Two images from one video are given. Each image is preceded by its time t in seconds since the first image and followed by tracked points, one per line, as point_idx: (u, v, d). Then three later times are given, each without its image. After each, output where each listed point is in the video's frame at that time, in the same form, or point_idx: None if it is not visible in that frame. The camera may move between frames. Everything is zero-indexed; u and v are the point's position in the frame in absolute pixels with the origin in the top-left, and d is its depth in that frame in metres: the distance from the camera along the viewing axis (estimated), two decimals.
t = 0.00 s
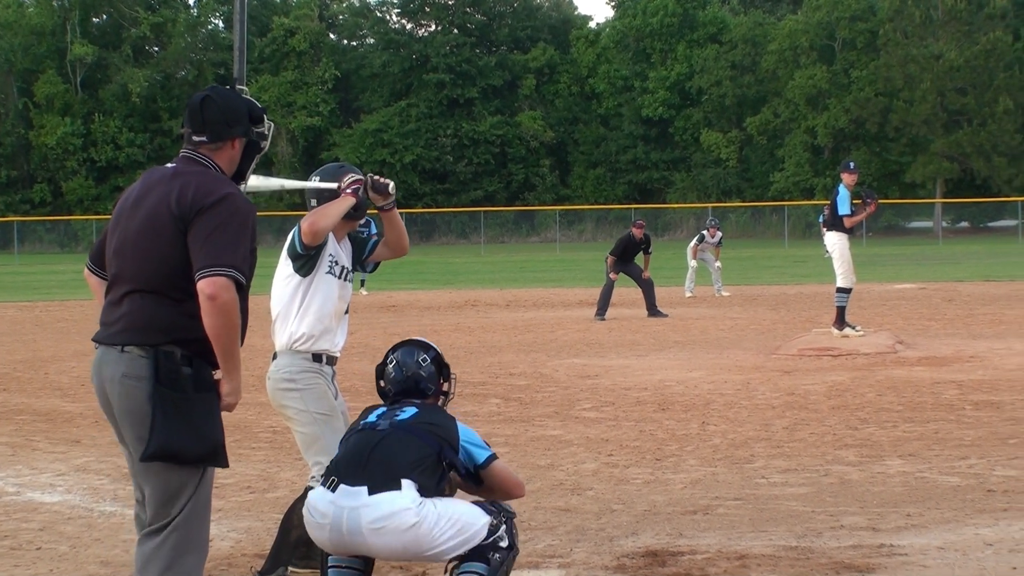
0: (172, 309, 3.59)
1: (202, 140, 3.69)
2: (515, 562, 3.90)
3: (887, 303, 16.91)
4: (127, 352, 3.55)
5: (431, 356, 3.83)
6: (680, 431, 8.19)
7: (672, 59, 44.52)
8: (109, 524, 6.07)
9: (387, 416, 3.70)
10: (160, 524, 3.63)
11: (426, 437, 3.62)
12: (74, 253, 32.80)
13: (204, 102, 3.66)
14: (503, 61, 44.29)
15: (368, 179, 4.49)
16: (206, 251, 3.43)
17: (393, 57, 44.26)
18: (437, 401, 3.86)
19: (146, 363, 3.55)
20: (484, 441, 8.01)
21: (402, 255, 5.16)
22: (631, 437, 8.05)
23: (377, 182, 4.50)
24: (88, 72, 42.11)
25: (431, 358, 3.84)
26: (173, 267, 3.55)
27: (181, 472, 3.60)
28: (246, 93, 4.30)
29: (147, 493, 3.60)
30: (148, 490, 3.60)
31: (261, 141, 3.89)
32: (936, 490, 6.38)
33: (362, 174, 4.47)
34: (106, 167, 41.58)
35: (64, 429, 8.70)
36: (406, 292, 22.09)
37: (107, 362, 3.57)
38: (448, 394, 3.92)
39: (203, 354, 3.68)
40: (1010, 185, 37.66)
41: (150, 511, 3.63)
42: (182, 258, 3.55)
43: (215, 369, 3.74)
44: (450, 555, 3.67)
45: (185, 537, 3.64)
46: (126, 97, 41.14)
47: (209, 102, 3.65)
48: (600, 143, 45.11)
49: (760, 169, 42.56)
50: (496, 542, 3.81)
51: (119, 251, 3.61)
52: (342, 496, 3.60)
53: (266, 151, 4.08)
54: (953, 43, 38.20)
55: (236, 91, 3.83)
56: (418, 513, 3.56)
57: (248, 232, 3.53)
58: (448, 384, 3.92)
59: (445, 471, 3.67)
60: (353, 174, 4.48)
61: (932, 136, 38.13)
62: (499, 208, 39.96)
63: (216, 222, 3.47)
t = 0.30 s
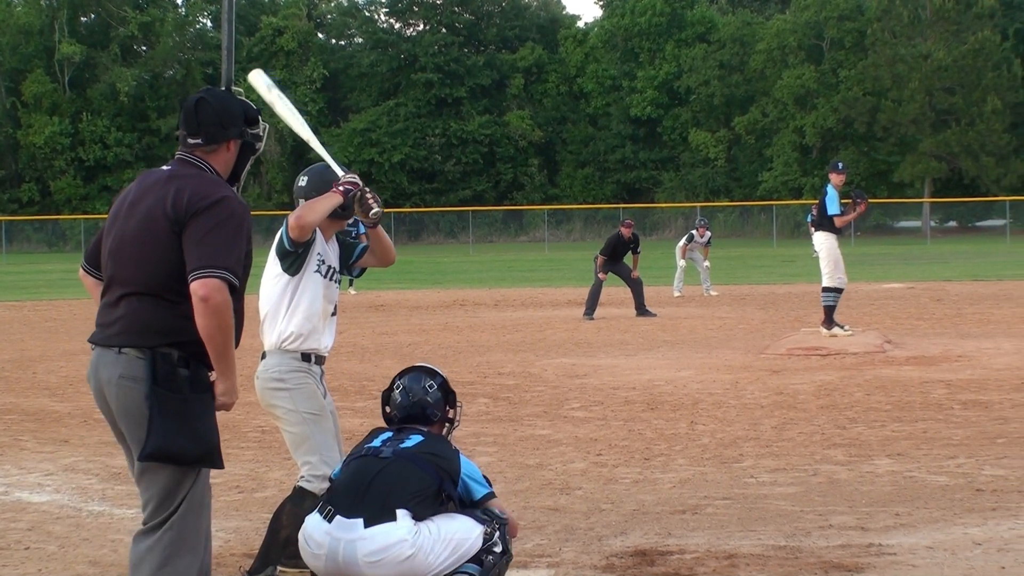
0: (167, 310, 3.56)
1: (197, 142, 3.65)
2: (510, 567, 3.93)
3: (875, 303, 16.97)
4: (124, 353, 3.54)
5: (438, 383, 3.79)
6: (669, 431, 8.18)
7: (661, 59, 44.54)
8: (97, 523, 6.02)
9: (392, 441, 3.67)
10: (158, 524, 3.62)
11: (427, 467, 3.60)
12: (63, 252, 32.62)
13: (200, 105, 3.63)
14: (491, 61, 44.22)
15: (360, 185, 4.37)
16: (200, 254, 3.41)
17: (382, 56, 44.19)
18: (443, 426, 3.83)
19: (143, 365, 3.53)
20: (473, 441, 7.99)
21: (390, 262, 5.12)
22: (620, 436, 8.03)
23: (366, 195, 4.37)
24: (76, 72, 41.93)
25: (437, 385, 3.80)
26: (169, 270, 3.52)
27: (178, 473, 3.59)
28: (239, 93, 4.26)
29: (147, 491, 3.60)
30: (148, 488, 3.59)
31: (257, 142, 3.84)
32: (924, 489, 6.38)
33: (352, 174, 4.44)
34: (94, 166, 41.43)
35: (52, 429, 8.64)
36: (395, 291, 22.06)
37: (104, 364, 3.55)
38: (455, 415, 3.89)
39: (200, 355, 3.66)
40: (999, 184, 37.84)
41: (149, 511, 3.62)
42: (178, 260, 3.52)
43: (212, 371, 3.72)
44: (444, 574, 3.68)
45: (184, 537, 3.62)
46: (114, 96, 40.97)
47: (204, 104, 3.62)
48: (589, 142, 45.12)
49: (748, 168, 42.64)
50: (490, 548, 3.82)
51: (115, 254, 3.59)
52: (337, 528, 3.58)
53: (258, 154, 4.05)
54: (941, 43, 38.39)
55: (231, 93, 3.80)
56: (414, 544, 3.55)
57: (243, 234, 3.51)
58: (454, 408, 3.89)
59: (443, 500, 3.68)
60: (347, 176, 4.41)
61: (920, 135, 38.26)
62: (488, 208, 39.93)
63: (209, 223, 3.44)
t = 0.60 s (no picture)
0: (170, 304, 3.59)
1: (206, 145, 3.68)
2: (504, 568, 3.88)
3: (870, 303, 16.97)
4: (126, 347, 3.56)
5: (433, 382, 3.77)
6: (664, 431, 8.17)
7: (656, 59, 44.50)
8: (92, 523, 5.99)
9: (387, 441, 3.65)
10: (164, 516, 3.66)
11: (421, 465, 3.59)
12: (58, 253, 32.48)
13: (208, 109, 3.67)
14: (486, 61, 44.15)
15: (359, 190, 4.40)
16: (205, 245, 3.43)
17: (377, 57, 44.13)
18: (440, 427, 3.81)
19: (145, 359, 3.56)
20: (468, 441, 7.97)
21: (384, 265, 5.13)
22: (615, 436, 8.02)
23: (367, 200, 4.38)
24: (71, 72, 41.83)
25: (433, 385, 3.78)
26: (174, 264, 3.55)
27: (180, 466, 3.62)
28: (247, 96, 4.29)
29: (152, 483, 3.64)
30: (153, 481, 3.64)
31: (265, 144, 3.87)
32: (920, 489, 6.37)
33: (351, 178, 4.44)
34: (89, 167, 41.36)
35: (47, 429, 8.61)
36: (390, 291, 22.04)
37: (105, 359, 3.58)
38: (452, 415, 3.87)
39: (204, 351, 3.68)
40: (994, 184, 37.89)
41: (156, 503, 3.67)
42: (183, 255, 3.55)
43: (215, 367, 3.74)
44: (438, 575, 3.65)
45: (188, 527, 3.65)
46: (110, 97, 40.86)
47: (212, 108, 3.67)
48: (584, 142, 45.08)
49: (743, 168, 42.65)
50: (485, 548, 3.78)
51: (121, 248, 3.62)
52: (330, 526, 3.57)
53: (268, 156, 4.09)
54: (936, 43, 38.45)
55: (240, 96, 3.83)
56: (407, 544, 3.52)
57: (250, 229, 3.53)
58: (451, 409, 3.86)
59: (438, 500, 3.65)
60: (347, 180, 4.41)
61: (915, 135, 38.28)
62: (484, 208, 39.93)
63: (214, 217, 3.47)
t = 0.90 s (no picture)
0: (174, 308, 3.57)
1: (213, 158, 3.71)
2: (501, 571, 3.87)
3: (866, 303, 16.97)
4: (127, 350, 3.54)
5: (429, 384, 3.78)
6: (660, 431, 8.16)
7: (653, 60, 44.52)
8: (90, 524, 5.98)
9: (390, 441, 3.65)
10: (167, 518, 3.65)
11: (424, 466, 3.59)
12: (55, 253, 32.44)
13: (213, 122, 3.70)
14: (483, 61, 44.18)
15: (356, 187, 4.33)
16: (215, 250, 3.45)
17: (374, 57, 44.10)
18: (433, 429, 3.82)
19: (147, 362, 3.54)
20: (464, 441, 7.96)
21: (386, 258, 5.12)
22: (612, 437, 8.01)
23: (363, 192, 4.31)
24: (68, 73, 41.78)
25: (429, 387, 3.78)
26: (180, 268, 3.55)
27: (183, 470, 3.60)
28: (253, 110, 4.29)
29: (154, 486, 3.62)
30: (155, 484, 3.62)
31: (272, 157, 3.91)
32: (916, 490, 6.36)
33: (345, 177, 4.36)
34: (86, 167, 41.34)
35: (44, 429, 8.59)
36: (387, 292, 22.00)
37: (107, 362, 3.56)
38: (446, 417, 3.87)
39: (207, 354, 3.67)
40: (990, 185, 37.95)
41: (159, 506, 3.65)
42: (190, 260, 3.55)
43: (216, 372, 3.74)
44: None
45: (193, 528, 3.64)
46: (106, 97, 40.79)
47: (218, 121, 3.69)
48: (581, 143, 45.05)
49: (740, 168, 42.71)
50: (483, 552, 3.76)
51: (125, 253, 3.61)
52: (340, 524, 3.55)
53: (274, 163, 4.14)
54: (933, 43, 38.52)
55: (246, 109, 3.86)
56: (414, 543, 3.51)
57: (260, 237, 3.55)
58: (445, 412, 3.87)
59: (439, 502, 3.65)
60: (339, 180, 4.33)
61: (912, 136, 38.31)
62: (480, 208, 39.93)
63: (225, 223, 3.49)
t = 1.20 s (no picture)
0: (185, 308, 3.52)
1: (238, 179, 3.70)
2: (497, 567, 3.89)
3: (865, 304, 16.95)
4: (131, 344, 3.48)
5: (432, 383, 3.77)
6: (659, 432, 8.16)
7: (652, 60, 44.52)
8: (89, 524, 5.97)
9: (379, 438, 3.70)
10: (160, 513, 3.59)
11: (409, 458, 3.62)
12: (54, 254, 32.39)
13: (241, 144, 3.70)
14: (482, 62, 44.17)
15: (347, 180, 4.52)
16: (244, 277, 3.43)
17: (372, 58, 44.06)
18: (437, 427, 3.82)
19: (151, 359, 3.48)
20: (463, 442, 7.96)
21: (389, 247, 5.15)
22: (611, 437, 8.00)
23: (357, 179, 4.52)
24: (67, 74, 41.74)
25: (431, 385, 3.78)
26: (199, 276, 3.50)
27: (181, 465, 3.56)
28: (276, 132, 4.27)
29: (153, 482, 3.56)
30: (154, 480, 3.56)
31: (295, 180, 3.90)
32: (915, 491, 6.36)
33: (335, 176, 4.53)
34: (85, 168, 41.32)
35: (43, 430, 8.58)
36: (386, 293, 21.96)
37: (109, 353, 3.50)
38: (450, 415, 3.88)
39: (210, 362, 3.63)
40: (989, 186, 37.94)
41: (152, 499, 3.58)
42: (211, 270, 3.51)
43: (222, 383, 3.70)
44: (429, 568, 3.67)
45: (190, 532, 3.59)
46: (105, 98, 40.74)
47: (245, 144, 3.69)
48: (579, 143, 45.03)
49: (739, 169, 42.70)
50: (476, 547, 3.81)
51: (144, 252, 3.56)
52: (316, 513, 3.61)
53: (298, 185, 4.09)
54: (931, 44, 38.60)
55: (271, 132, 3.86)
56: (391, 532, 3.55)
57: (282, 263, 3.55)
58: (449, 410, 3.87)
59: (429, 493, 3.67)
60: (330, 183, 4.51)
61: (911, 137, 38.31)
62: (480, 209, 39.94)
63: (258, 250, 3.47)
